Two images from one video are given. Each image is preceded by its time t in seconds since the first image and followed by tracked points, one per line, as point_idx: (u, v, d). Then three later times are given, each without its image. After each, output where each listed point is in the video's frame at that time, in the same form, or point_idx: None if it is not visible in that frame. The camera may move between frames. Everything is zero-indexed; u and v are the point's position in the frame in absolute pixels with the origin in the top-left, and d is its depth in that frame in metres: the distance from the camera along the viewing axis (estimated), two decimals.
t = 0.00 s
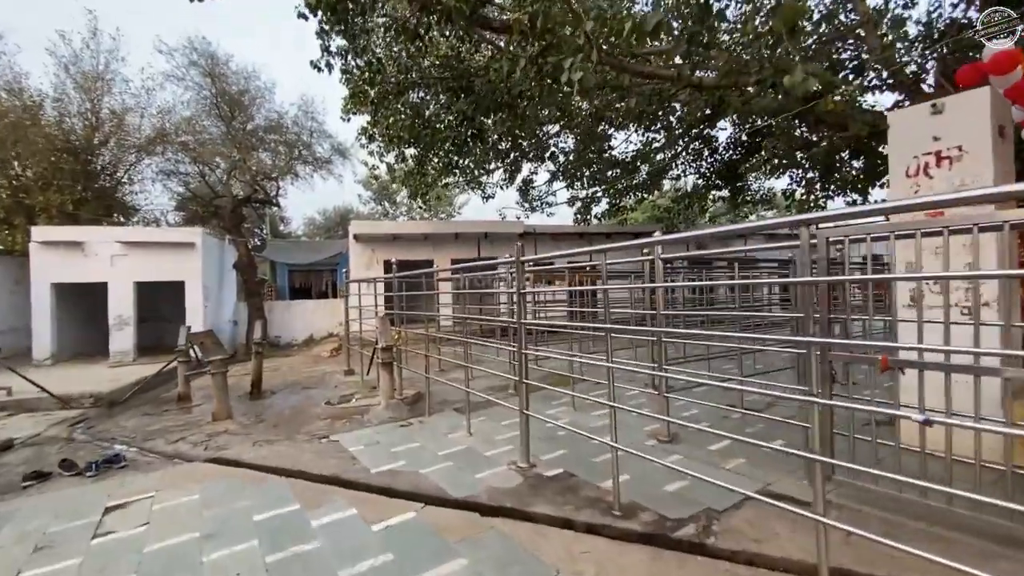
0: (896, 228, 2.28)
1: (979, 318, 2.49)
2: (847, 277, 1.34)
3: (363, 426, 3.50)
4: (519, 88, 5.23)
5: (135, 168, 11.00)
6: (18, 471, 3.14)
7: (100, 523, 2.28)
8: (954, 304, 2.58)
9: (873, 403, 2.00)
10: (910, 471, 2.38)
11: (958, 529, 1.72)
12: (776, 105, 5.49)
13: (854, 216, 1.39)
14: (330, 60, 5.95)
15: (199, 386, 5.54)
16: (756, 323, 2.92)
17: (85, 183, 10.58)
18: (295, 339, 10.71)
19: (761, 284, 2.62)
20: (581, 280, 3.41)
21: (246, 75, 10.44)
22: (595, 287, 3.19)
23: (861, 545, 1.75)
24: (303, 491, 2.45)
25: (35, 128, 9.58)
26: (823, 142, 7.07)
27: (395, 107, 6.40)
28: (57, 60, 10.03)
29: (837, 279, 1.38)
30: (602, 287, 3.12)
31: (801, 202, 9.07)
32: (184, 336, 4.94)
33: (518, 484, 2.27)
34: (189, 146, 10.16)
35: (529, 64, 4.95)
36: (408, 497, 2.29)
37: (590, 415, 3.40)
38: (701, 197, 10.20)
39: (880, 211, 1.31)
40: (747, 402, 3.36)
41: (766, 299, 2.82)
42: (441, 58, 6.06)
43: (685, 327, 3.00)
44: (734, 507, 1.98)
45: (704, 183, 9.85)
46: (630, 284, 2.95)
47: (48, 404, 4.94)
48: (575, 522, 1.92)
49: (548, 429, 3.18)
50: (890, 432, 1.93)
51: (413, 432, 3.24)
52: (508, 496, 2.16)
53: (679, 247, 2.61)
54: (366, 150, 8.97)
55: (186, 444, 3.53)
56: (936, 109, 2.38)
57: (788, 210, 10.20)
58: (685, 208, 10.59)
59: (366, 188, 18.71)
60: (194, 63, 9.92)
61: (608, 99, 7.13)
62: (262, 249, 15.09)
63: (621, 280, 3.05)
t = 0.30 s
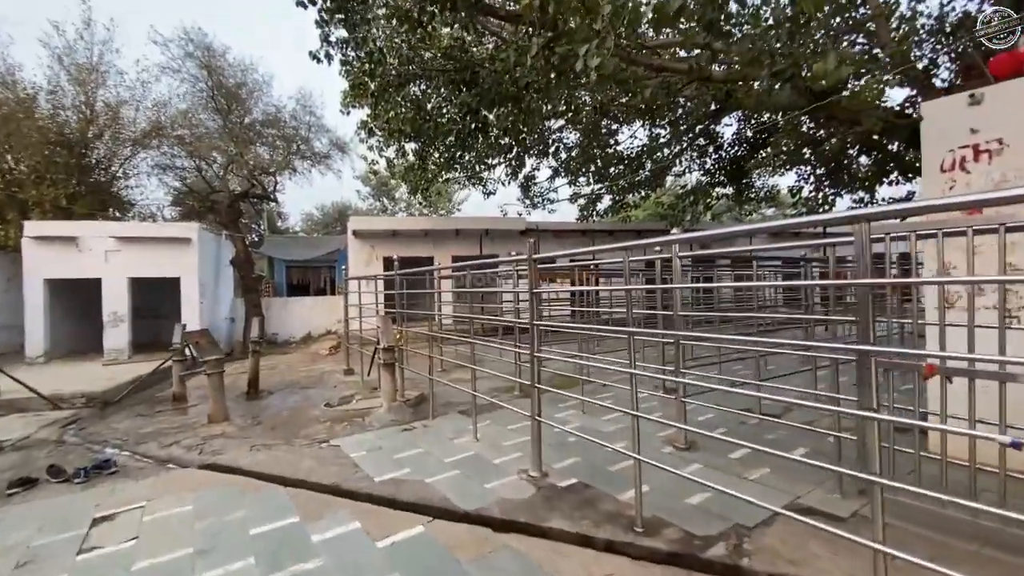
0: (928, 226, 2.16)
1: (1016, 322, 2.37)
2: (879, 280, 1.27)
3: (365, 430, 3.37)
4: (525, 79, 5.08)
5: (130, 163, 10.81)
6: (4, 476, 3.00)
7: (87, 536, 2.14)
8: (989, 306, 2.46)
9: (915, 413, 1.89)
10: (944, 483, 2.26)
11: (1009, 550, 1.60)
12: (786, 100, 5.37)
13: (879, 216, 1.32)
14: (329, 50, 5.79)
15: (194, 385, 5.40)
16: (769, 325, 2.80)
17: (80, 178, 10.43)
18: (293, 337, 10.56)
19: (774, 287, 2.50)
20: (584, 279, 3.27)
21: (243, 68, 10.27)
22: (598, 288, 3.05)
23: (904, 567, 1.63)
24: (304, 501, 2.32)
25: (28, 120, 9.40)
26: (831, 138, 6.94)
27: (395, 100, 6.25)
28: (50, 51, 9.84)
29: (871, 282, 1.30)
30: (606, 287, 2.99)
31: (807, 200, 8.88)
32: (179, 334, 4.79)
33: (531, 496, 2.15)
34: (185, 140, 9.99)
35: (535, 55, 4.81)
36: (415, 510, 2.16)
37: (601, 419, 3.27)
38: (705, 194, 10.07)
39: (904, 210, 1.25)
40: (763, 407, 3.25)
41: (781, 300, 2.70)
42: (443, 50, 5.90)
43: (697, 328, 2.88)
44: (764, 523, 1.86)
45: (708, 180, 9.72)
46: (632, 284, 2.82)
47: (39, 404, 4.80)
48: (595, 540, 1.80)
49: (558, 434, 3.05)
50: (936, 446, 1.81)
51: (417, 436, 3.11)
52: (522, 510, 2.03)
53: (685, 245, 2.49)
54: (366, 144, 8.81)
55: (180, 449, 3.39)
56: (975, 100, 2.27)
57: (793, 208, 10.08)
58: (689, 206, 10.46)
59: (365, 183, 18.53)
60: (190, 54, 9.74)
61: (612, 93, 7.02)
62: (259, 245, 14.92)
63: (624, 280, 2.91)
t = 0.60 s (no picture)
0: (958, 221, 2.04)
1: None
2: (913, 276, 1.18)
3: (363, 434, 3.23)
4: (530, 72, 4.94)
5: (127, 159, 10.67)
6: None
7: (65, 549, 2.00)
8: None
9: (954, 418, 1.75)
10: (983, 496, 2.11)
11: None
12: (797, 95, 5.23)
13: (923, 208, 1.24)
14: (328, 41, 5.64)
15: (188, 386, 5.25)
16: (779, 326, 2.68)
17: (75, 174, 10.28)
18: (291, 336, 10.42)
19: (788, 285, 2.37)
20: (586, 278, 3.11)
21: (241, 62, 10.11)
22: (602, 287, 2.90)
23: None
24: (299, 512, 2.18)
25: (21, 114, 9.23)
26: (840, 136, 6.81)
27: (396, 94, 6.11)
28: (45, 44, 9.68)
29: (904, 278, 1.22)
30: (610, 285, 2.84)
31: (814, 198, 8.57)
32: (172, 333, 4.65)
33: (542, 509, 2.01)
34: (182, 136, 9.85)
35: (540, 47, 4.66)
36: (417, 522, 2.02)
37: (610, 423, 3.13)
38: (709, 193, 9.93)
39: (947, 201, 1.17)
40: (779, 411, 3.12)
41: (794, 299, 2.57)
42: (445, 43, 5.76)
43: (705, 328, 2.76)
44: (795, 541, 1.72)
45: (712, 179, 9.59)
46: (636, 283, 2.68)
47: (27, 404, 4.65)
48: (613, 559, 1.66)
49: (566, 439, 2.90)
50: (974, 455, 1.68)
51: (418, 441, 2.97)
52: (533, 524, 1.89)
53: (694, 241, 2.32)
54: (366, 141, 8.66)
55: (170, 453, 3.25)
56: (1014, 87, 2.15)
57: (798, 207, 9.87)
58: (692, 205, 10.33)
59: (364, 181, 18.36)
60: (187, 48, 9.58)
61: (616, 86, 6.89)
62: (258, 243, 14.76)
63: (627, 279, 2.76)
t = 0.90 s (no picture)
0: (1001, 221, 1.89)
1: None
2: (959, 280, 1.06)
3: (361, 442, 3.07)
4: (537, 63, 4.78)
5: (126, 155, 10.54)
6: None
7: (34, 571, 1.84)
8: None
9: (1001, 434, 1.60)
10: None
11: None
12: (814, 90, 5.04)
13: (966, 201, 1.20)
14: (329, 34, 5.49)
15: (182, 387, 5.10)
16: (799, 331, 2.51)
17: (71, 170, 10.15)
18: (291, 336, 10.27)
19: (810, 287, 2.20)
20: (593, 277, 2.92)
21: (241, 57, 9.97)
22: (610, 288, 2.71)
23: None
24: (290, 530, 2.02)
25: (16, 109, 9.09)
26: (854, 134, 6.63)
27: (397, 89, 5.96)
28: (41, 39, 9.53)
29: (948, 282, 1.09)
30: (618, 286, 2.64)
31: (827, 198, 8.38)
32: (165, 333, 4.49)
33: (554, 530, 1.84)
34: (181, 132, 9.74)
35: (547, 38, 4.49)
36: (418, 544, 1.86)
37: (622, 432, 2.96)
38: (716, 192, 9.75)
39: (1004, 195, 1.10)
40: (800, 419, 2.95)
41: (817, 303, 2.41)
42: (450, 35, 5.60)
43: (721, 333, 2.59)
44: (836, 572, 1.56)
45: (720, 177, 9.41)
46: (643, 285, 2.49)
47: (15, 406, 4.50)
48: None
49: (575, 450, 2.73)
50: None
51: (420, 450, 2.81)
52: (545, 549, 1.73)
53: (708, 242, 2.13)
54: (367, 137, 8.50)
55: (159, 460, 3.09)
56: None
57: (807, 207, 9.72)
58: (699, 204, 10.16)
59: (366, 180, 18.21)
60: (185, 41, 9.44)
61: (623, 78, 6.74)
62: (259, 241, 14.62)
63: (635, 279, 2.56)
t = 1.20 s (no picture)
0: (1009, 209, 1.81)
1: None
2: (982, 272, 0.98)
3: (354, 442, 2.93)
4: (538, 47, 4.62)
5: (114, 144, 10.25)
6: None
7: None
8: None
9: None
10: None
11: None
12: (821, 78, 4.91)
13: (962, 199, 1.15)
14: (321, 17, 5.31)
15: (170, 383, 4.95)
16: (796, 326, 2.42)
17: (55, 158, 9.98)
18: (285, 329, 10.12)
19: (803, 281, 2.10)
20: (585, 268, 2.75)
21: (232, 43, 9.73)
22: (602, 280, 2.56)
23: None
24: (276, 541, 1.88)
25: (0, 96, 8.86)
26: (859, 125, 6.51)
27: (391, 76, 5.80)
28: (26, 23, 9.28)
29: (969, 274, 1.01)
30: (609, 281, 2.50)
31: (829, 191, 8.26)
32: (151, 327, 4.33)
33: (560, 542, 1.72)
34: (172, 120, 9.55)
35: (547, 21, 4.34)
36: (413, 556, 1.73)
37: (627, 432, 2.84)
38: (717, 185, 9.62)
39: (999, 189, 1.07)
40: (812, 419, 2.84)
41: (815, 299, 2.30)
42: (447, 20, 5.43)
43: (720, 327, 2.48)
44: None
45: (721, 170, 9.27)
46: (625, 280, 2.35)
47: None
48: None
49: (580, 451, 2.59)
50: None
51: (416, 451, 2.67)
52: (550, 563, 1.60)
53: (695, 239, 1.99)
54: (362, 126, 8.31)
55: (141, 461, 2.94)
56: None
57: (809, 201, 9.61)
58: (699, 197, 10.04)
59: (362, 171, 17.96)
60: (174, 26, 9.21)
61: (623, 65, 6.58)
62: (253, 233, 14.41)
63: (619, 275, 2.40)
